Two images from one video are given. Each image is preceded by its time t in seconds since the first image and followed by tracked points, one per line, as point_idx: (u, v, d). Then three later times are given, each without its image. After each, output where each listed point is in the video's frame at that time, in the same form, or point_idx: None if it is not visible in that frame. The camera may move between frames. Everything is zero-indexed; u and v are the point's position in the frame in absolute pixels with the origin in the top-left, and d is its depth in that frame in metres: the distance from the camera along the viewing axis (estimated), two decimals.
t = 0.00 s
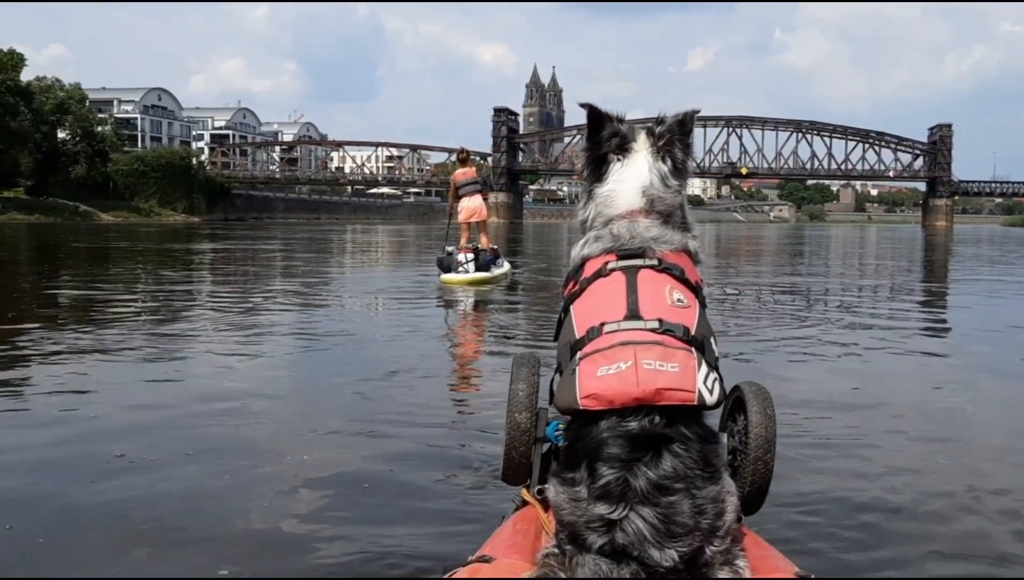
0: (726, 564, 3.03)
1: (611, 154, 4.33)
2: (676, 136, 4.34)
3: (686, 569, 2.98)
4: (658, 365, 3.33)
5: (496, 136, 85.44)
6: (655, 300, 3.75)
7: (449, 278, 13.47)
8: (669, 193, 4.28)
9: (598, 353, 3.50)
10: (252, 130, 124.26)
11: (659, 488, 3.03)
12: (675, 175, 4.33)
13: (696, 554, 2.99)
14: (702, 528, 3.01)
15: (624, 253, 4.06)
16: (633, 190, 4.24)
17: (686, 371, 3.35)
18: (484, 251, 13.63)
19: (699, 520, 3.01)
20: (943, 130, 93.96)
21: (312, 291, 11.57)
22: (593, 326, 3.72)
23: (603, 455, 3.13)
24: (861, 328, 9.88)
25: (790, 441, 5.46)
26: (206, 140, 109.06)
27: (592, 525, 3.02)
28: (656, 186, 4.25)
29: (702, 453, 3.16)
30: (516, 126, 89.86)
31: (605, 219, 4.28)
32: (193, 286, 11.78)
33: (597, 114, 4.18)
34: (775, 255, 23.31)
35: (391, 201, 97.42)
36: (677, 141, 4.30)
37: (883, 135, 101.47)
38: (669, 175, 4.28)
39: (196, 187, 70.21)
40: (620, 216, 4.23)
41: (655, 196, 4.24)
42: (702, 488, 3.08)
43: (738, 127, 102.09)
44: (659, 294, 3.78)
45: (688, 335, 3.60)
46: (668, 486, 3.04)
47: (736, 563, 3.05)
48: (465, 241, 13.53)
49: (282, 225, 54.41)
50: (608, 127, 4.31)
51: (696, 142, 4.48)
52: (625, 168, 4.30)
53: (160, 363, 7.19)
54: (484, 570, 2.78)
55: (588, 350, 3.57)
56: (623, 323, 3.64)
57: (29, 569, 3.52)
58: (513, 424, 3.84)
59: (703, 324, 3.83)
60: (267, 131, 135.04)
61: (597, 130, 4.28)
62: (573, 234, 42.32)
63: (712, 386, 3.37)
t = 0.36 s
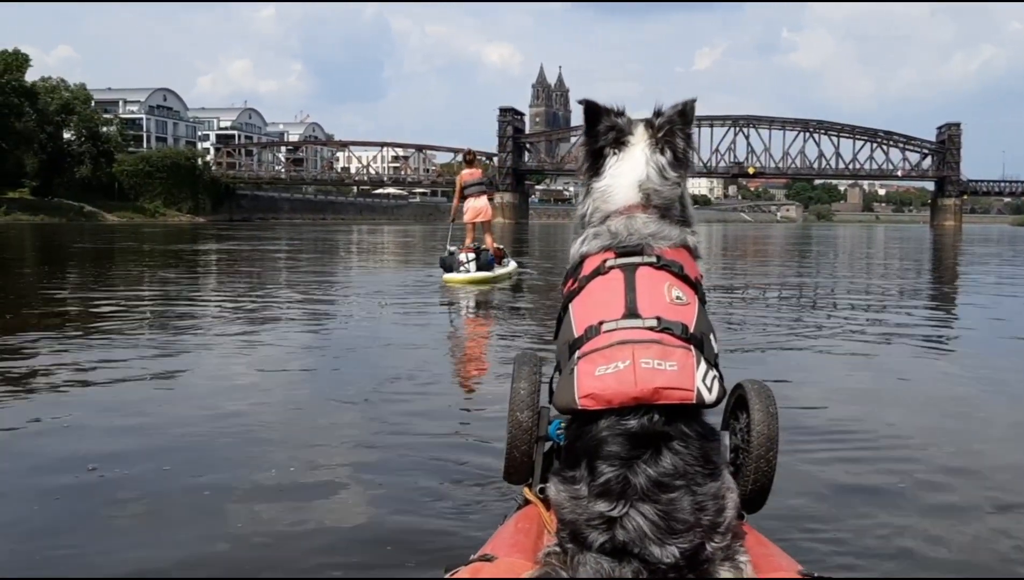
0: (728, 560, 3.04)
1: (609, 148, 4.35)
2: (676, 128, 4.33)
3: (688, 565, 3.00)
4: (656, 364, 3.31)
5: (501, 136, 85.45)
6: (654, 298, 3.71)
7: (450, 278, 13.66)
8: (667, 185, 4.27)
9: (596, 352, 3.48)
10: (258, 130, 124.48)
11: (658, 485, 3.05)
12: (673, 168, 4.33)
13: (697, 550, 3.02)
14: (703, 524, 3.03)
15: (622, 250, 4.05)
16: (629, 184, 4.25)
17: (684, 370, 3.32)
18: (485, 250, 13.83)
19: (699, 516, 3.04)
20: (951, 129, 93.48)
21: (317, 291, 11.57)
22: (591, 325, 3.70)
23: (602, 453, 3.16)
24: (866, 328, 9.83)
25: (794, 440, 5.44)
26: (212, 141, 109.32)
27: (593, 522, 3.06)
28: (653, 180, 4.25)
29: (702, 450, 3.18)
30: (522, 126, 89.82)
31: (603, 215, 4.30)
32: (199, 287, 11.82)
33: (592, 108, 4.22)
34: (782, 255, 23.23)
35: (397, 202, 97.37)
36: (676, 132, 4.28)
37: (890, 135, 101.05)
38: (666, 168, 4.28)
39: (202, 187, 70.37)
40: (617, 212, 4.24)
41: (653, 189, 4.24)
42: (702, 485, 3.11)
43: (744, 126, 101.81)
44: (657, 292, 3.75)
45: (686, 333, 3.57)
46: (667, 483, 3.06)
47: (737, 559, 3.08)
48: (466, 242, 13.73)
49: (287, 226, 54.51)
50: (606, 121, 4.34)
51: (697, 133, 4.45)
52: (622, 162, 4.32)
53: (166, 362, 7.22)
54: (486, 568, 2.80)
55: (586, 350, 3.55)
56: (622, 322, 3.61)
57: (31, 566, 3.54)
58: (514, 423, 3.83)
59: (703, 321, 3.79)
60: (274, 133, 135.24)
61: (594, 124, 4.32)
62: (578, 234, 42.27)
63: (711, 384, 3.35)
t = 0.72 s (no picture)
0: (729, 559, 3.05)
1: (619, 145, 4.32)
2: (688, 124, 4.27)
3: (689, 565, 3.00)
4: (650, 364, 3.28)
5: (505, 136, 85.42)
6: (651, 297, 3.70)
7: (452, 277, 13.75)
8: (676, 183, 4.24)
9: (592, 352, 3.47)
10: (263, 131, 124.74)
11: (658, 485, 3.05)
12: (681, 165, 4.29)
13: (699, 550, 3.02)
14: (703, 524, 3.04)
15: (624, 248, 4.04)
16: (636, 182, 4.23)
17: (679, 371, 3.29)
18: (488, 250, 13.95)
19: (700, 516, 3.04)
20: (957, 129, 93.16)
21: (320, 292, 11.58)
22: (589, 324, 3.69)
23: (601, 455, 3.15)
24: (870, 328, 9.79)
25: (798, 440, 5.42)
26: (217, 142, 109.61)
27: (594, 524, 3.04)
28: (660, 178, 4.22)
29: (701, 449, 3.17)
30: (526, 126, 89.81)
31: (608, 213, 4.28)
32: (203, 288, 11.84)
33: (603, 103, 4.19)
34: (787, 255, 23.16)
35: (402, 203, 97.46)
36: (687, 130, 4.23)
37: (896, 135, 100.76)
38: (674, 166, 4.25)
39: (206, 188, 70.52)
40: (623, 210, 4.23)
41: (660, 187, 4.22)
42: (703, 484, 3.11)
43: (749, 126, 101.60)
44: (655, 292, 3.72)
45: (683, 333, 3.54)
46: (667, 484, 3.06)
47: (739, 557, 3.08)
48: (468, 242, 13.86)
49: (290, 227, 54.59)
50: (617, 117, 4.29)
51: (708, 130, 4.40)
52: (631, 159, 4.29)
53: (169, 363, 7.23)
54: (490, 569, 2.81)
55: (584, 349, 3.54)
56: (619, 321, 3.59)
57: (32, 567, 3.55)
58: (517, 422, 3.82)
59: (702, 320, 3.76)
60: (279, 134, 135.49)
61: (605, 120, 4.29)
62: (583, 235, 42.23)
63: (707, 385, 3.31)
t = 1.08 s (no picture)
0: (736, 560, 3.03)
1: (624, 148, 4.47)
2: (688, 122, 4.32)
3: (695, 567, 2.98)
4: (649, 366, 3.26)
5: (508, 136, 85.39)
6: (652, 298, 3.67)
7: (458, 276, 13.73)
8: (670, 181, 4.25)
9: (591, 353, 3.46)
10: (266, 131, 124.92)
11: (663, 487, 3.03)
12: (680, 165, 4.30)
13: (705, 552, 3.00)
14: (709, 525, 3.02)
15: (624, 250, 4.02)
16: (631, 185, 4.29)
17: (678, 373, 3.27)
18: (494, 250, 13.93)
19: (706, 517, 3.03)
20: (962, 129, 92.91)
21: (323, 293, 11.58)
22: (588, 327, 3.67)
23: (606, 457, 3.13)
24: (875, 329, 9.76)
25: (804, 443, 5.38)
26: (220, 142, 109.79)
27: (599, 527, 3.02)
28: (656, 178, 4.26)
29: (707, 450, 3.15)
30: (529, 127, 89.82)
31: (608, 217, 4.33)
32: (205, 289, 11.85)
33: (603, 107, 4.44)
34: (791, 257, 23.11)
35: (405, 203, 97.46)
36: (685, 127, 4.27)
37: (901, 135, 100.55)
38: (670, 165, 4.28)
39: (210, 188, 70.68)
40: (620, 214, 4.27)
41: (654, 187, 4.25)
42: (708, 485, 3.09)
43: (754, 126, 101.54)
44: (656, 293, 3.70)
45: (682, 335, 3.51)
46: (673, 485, 3.04)
47: (745, 559, 3.06)
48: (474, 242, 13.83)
49: (292, 227, 54.55)
50: (625, 122, 4.50)
51: (713, 129, 4.39)
52: (631, 162, 4.40)
53: (173, 364, 7.24)
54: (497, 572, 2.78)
55: (583, 351, 3.53)
56: (618, 323, 3.58)
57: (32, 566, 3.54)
58: (522, 425, 3.79)
59: (704, 322, 3.73)
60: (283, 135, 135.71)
61: (612, 124, 4.52)
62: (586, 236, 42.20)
63: (706, 387, 3.28)
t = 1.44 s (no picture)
0: (732, 558, 3.01)
1: (633, 147, 4.46)
2: (699, 122, 4.31)
3: (692, 565, 2.96)
4: (645, 364, 3.25)
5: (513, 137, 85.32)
6: (652, 298, 3.66)
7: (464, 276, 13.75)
8: (678, 181, 4.23)
9: (589, 350, 3.45)
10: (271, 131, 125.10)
11: (659, 485, 3.01)
12: (688, 165, 4.28)
13: (701, 550, 2.98)
14: (705, 524, 3.01)
15: (628, 249, 4.01)
16: (639, 184, 4.28)
17: (674, 371, 3.25)
18: (500, 251, 13.96)
19: (702, 516, 3.01)
20: (968, 129, 92.60)
21: (326, 294, 11.58)
22: (588, 324, 3.66)
23: (601, 455, 3.11)
24: (880, 331, 9.72)
25: (807, 444, 5.35)
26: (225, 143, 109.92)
27: (595, 525, 3.01)
28: (664, 178, 4.25)
29: (702, 449, 3.13)
30: (534, 127, 89.76)
31: (614, 215, 4.32)
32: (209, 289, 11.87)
33: (616, 104, 4.43)
34: (796, 257, 23.05)
35: (409, 203, 97.44)
36: (696, 127, 4.25)
37: (907, 135, 100.21)
38: (678, 165, 4.27)
39: (213, 188, 70.79)
40: (627, 212, 4.26)
41: (661, 187, 4.23)
42: (704, 483, 3.07)
43: (759, 126, 101.26)
44: (656, 292, 3.68)
45: (681, 334, 3.49)
46: (668, 483, 3.02)
47: (742, 557, 3.05)
48: (481, 242, 13.84)
49: (292, 227, 54.52)
50: (634, 121, 4.48)
51: (723, 130, 4.37)
52: (639, 161, 4.38)
53: (176, 365, 7.25)
54: (493, 571, 2.77)
55: (581, 348, 3.52)
56: (617, 321, 3.57)
57: (29, 566, 3.55)
58: (521, 425, 3.78)
59: (704, 322, 3.71)
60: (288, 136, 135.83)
61: (622, 122, 4.50)
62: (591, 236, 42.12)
63: (703, 386, 3.25)
